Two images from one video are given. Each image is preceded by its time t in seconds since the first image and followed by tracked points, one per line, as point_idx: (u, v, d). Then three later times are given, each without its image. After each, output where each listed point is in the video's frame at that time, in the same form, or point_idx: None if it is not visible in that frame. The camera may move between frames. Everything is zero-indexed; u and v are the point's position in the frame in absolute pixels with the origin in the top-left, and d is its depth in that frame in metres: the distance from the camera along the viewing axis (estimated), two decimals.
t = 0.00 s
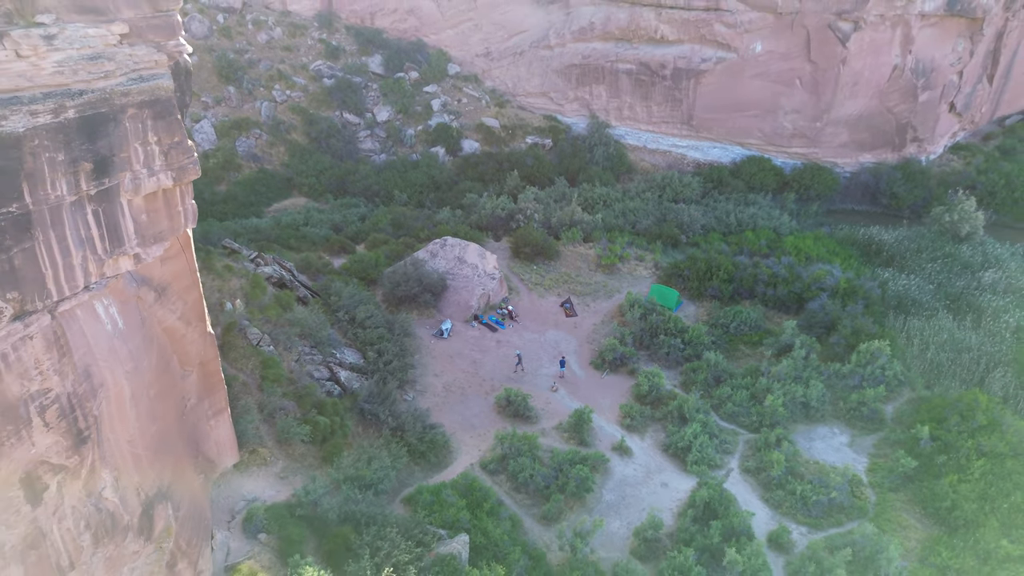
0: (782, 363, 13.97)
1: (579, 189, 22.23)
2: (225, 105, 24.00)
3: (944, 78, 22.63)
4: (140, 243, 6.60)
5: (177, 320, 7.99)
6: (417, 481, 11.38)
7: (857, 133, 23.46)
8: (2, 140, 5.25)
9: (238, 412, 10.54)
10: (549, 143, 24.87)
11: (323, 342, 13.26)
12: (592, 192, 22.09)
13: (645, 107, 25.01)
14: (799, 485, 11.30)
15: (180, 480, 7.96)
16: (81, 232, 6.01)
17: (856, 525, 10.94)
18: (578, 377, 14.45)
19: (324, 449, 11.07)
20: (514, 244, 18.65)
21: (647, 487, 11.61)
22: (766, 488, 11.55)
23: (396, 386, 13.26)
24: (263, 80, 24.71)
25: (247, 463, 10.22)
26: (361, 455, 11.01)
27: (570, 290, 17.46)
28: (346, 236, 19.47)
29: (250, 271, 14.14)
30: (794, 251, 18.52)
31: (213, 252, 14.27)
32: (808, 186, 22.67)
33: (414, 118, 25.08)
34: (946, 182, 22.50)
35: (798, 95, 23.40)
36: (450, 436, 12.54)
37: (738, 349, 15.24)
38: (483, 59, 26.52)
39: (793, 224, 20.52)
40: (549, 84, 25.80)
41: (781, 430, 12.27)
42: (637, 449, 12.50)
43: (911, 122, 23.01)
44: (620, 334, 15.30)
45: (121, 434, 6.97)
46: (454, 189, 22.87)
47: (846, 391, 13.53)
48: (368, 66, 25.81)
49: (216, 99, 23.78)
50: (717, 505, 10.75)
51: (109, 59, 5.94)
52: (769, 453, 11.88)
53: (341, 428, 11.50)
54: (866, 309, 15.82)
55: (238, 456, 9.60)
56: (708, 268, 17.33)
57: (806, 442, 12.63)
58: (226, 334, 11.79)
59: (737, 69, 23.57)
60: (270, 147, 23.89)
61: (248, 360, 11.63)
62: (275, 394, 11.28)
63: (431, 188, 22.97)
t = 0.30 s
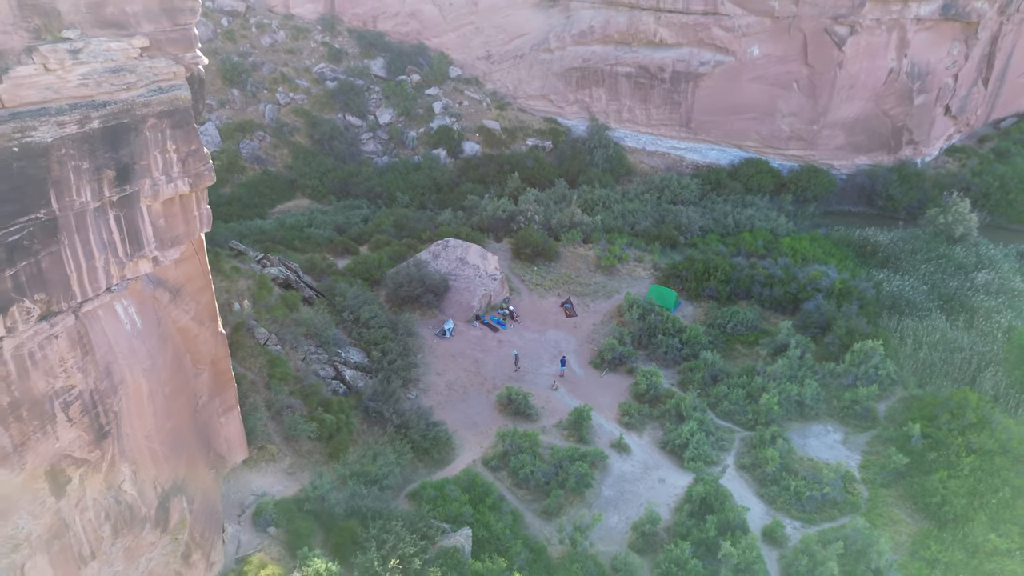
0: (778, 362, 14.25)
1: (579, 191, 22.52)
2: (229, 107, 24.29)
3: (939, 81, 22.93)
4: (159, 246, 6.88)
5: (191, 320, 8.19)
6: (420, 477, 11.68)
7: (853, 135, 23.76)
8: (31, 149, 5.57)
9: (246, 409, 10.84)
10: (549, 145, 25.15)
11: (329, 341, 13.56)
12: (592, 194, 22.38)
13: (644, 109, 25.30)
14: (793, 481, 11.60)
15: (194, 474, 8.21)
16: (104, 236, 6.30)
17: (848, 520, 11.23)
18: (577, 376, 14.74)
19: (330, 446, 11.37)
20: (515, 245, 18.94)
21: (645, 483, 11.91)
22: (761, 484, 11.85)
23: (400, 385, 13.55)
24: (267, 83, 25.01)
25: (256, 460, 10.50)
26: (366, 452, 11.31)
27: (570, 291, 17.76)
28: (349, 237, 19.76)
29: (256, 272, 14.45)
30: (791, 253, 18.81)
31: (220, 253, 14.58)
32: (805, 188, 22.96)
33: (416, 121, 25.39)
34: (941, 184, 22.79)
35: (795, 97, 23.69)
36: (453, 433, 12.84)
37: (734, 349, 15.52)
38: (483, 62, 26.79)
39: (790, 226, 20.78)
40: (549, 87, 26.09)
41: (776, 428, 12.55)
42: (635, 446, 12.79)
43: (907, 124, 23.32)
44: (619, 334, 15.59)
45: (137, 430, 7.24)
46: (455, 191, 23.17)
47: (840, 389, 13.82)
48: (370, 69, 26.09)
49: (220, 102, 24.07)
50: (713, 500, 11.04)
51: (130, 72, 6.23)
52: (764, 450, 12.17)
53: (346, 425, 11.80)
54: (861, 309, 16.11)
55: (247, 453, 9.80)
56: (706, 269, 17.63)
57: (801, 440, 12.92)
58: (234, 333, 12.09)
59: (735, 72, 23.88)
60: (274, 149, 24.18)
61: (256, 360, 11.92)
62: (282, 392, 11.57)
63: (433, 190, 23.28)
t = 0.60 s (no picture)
0: (774, 361, 14.55)
1: (579, 193, 22.82)
2: (233, 110, 24.61)
3: (934, 84, 23.24)
4: (176, 250, 7.20)
5: (204, 320, 8.43)
6: (424, 473, 11.99)
7: (849, 137, 24.06)
8: (59, 158, 5.89)
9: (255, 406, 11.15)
10: (549, 147, 25.45)
11: (334, 341, 13.87)
12: (592, 195, 22.67)
13: (643, 112, 25.59)
14: (788, 477, 11.90)
15: (207, 469, 8.51)
16: (125, 240, 6.62)
17: (842, 514, 11.54)
18: (578, 375, 15.05)
19: (337, 442, 11.67)
20: (516, 246, 19.25)
21: (643, 479, 12.23)
22: (757, 480, 12.15)
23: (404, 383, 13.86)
24: (270, 86, 25.33)
25: (265, 456, 10.80)
26: (371, 449, 11.62)
27: (570, 292, 18.06)
28: (352, 238, 20.06)
29: (263, 273, 14.79)
30: (787, 254, 19.11)
31: (228, 254, 14.91)
32: (802, 190, 23.26)
33: (418, 123, 25.70)
34: (937, 186, 23.10)
35: (792, 100, 24.00)
36: (456, 431, 13.14)
37: (731, 348, 15.82)
38: (485, 65, 27.04)
39: (787, 227, 21.07)
40: (549, 89, 26.37)
41: (771, 425, 12.85)
42: (634, 443, 13.10)
43: (903, 127, 23.63)
44: (619, 334, 15.91)
45: (155, 425, 7.53)
46: (457, 193, 23.48)
47: (834, 388, 14.13)
48: (373, 72, 26.37)
49: (225, 104, 24.40)
50: (710, 495, 11.34)
51: (151, 83, 6.54)
52: (760, 447, 12.47)
53: (352, 422, 12.10)
54: (856, 309, 16.41)
55: (256, 449, 10.06)
56: (703, 270, 17.94)
57: (796, 437, 13.23)
58: (243, 333, 12.40)
59: (733, 75, 24.19)
60: (278, 151, 24.52)
61: (264, 359, 12.23)
62: (290, 390, 11.88)
63: (435, 192, 23.61)
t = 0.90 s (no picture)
0: (770, 360, 14.84)
1: (580, 195, 23.11)
2: (238, 113, 24.96)
3: (930, 87, 23.52)
4: (193, 252, 7.49)
5: (216, 321, 8.72)
6: (428, 469, 12.29)
7: (846, 140, 24.35)
8: (84, 166, 6.20)
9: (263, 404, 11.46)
10: (550, 149, 25.74)
11: (340, 341, 14.17)
12: (592, 197, 22.96)
13: (643, 114, 25.88)
14: (783, 474, 12.19)
15: (220, 464, 8.81)
16: (145, 244, 6.91)
17: (835, 510, 11.84)
18: (578, 374, 15.34)
19: (343, 439, 11.98)
20: (517, 248, 19.54)
21: (642, 476, 12.53)
22: (753, 476, 12.45)
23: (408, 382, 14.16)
24: (274, 89, 25.66)
25: (273, 453, 11.10)
26: (377, 447, 11.92)
27: (571, 292, 18.36)
28: (356, 239, 20.37)
29: (270, 274, 15.12)
30: (784, 255, 19.40)
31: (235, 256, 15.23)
32: (800, 192, 23.56)
33: (420, 125, 25.99)
34: (932, 188, 23.40)
35: (790, 103, 24.30)
36: (458, 428, 13.44)
37: (729, 347, 16.12)
38: (486, 67, 27.29)
39: (784, 228, 21.35)
40: (550, 92, 26.67)
41: (767, 423, 13.13)
42: (633, 440, 13.40)
43: (899, 129, 23.92)
44: (618, 334, 16.21)
45: (172, 421, 7.85)
46: (458, 194, 23.78)
47: (829, 387, 14.43)
48: (375, 75, 26.64)
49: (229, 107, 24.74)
50: (706, 491, 11.63)
51: (170, 94, 6.83)
52: (755, 444, 12.76)
53: (358, 420, 12.40)
54: (851, 309, 16.70)
55: (266, 445, 10.31)
56: (702, 271, 18.24)
57: (791, 434, 13.53)
58: (251, 333, 12.71)
59: (731, 78, 24.48)
60: (281, 153, 24.86)
61: (272, 358, 12.54)
62: (297, 389, 12.18)
63: (437, 194, 23.94)
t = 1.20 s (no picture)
0: (767, 360, 15.11)
1: (580, 196, 23.41)
2: (242, 115, 25.32)
3: (926, 90, 23.81)
4: (207, 255, 7.79)
5: (227, 320, 8.82)
6: (431, 466, 12.59)
7: (843, 142, 24.63)
8: (107, 173, 6.50)
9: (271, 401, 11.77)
10: (550, 151, 26.04)
11: (345, 340, 14.46)
12: (592, 199, 23.24)
13: (642, 117, 26.17)
14: (778, 470, 12.48)
15: (232, 459, 9.11)
16: (163, 247, 7.21)
17: (829, 505, 12.15)
18: (578, 373, 15.64)
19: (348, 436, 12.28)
20: (518, 249, 19.84)
21: (640, 472, 12.82)
22: (749, 472, 12.75)
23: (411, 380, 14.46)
24: (278, 91, 25.98)
25: (280, 449, 11.41)
26: (382, 444, 12.22)
27: (571, 293, 18.65)
28: (359, 241, 20.67)
29: (276, 275, 15.43)
30: (781, 256, 19.68)
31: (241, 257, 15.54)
32: (797, 193, 23.86)
33: (422, 127, 26.28)
34: (928, 189, 23.69)
35: (787, 106, 24.59)
36: (461, 426, 13.73)
37: (726, 347, 16.42)
38: (487, 70, 27.54)
39: (782, 229, 21.63)
40: (550, 94, 26.96)
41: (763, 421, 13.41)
42: (631, 438, 13.69)
43: (895, 132, 24.22)
44: (617, 333, 16.51)
45: (186, 418, 8.14)
46: (460, 196, 24.08)
47: (824, 385, 14.73)
48: (377, 77, 26.91)
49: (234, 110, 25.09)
50: (703, 487, 11.92)
51: (187, 103, 7.13)
52: (751, 441, 13.05)
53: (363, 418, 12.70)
54: (846, 310, 16.99)
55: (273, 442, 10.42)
56: (700, 272, 18.53)
57: (787, 432, 13.83)
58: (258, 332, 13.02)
59: (730, 81, 24.75)
60: (285, 155, 25.21)
61: (279, 357, 12.84)
62: (304, 388, 12.49)
63: (439, 196, 24.27)
